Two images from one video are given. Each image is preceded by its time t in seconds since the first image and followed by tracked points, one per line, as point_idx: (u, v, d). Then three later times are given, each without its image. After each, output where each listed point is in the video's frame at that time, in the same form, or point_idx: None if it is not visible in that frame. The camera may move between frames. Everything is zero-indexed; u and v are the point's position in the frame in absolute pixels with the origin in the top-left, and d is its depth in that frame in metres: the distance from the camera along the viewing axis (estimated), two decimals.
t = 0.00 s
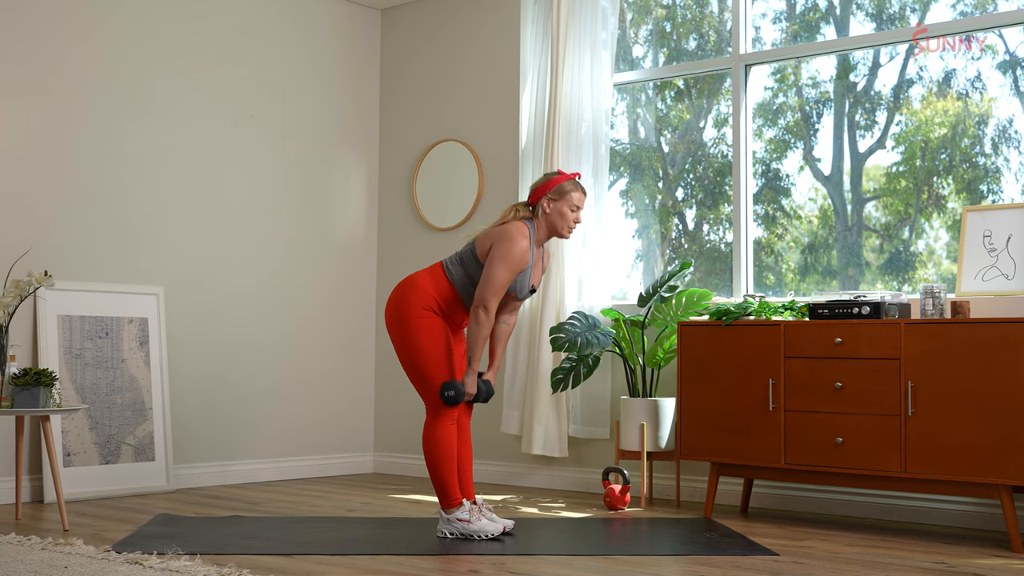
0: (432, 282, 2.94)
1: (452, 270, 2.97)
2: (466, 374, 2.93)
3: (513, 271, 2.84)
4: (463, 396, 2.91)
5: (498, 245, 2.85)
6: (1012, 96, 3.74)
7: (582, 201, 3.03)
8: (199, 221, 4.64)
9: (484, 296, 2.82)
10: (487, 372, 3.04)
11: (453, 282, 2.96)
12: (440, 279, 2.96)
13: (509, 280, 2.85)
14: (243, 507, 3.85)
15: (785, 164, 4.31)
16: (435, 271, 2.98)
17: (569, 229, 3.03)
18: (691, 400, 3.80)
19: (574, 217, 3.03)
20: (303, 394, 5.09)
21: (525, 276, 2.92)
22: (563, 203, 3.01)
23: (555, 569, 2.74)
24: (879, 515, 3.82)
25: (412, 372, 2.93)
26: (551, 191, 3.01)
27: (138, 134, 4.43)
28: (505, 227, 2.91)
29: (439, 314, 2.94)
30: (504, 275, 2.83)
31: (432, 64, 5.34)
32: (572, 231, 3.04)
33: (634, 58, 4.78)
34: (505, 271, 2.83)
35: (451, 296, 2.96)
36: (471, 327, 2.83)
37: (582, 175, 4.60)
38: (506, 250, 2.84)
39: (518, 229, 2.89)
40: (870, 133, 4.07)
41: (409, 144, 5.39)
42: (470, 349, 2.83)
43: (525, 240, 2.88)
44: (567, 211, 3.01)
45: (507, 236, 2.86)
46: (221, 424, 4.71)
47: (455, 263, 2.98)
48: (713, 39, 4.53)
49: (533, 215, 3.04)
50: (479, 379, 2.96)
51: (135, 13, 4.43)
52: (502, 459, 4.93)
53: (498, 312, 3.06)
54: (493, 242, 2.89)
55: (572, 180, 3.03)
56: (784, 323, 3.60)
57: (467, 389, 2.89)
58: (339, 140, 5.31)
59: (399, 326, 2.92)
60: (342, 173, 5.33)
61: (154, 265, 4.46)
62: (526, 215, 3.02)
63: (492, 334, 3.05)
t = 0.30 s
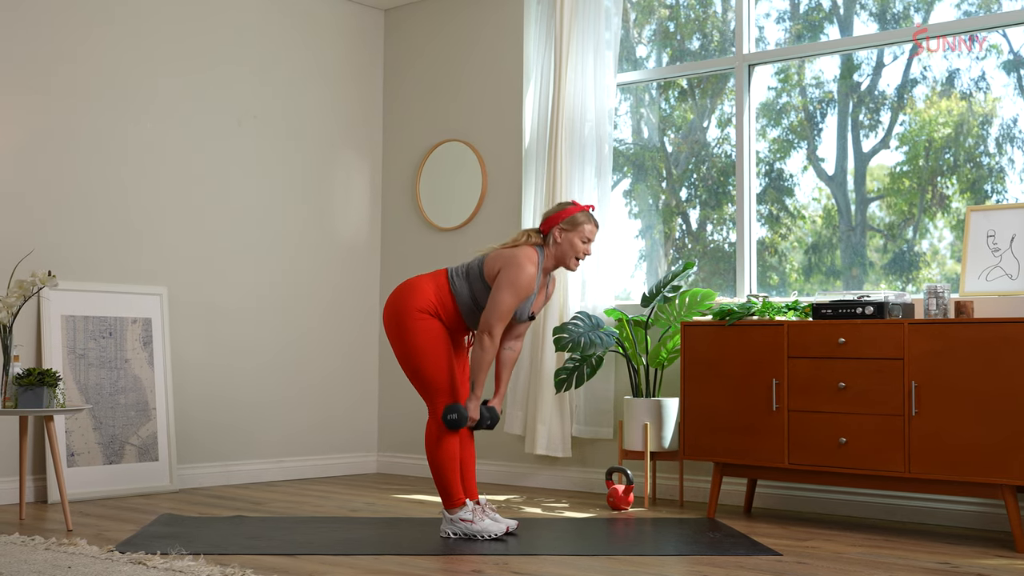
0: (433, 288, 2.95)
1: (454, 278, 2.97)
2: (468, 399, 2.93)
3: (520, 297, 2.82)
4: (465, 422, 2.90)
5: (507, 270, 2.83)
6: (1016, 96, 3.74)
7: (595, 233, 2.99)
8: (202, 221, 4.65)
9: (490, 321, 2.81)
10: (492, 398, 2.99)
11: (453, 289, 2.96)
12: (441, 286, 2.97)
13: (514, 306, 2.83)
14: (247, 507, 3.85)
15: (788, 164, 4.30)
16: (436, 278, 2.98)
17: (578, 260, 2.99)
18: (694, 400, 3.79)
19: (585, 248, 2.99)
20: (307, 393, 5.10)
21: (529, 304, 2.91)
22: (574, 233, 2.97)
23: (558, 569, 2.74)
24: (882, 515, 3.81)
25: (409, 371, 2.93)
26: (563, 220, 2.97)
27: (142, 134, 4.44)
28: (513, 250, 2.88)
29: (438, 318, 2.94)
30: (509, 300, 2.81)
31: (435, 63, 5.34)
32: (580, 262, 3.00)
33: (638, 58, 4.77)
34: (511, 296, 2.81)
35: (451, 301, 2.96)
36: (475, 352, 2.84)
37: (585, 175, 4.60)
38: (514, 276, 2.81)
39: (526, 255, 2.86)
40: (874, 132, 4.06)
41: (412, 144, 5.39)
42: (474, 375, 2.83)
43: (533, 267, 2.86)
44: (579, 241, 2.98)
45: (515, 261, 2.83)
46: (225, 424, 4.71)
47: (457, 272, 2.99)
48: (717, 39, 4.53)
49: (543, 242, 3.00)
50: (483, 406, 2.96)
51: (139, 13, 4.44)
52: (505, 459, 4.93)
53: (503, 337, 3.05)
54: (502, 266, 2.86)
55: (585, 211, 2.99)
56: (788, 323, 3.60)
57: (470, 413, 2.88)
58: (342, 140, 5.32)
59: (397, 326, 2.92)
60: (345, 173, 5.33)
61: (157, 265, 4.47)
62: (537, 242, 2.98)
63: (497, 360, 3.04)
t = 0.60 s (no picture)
0: (435, 292, 2.95)
1: (456, 282, 2.98)
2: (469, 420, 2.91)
3: (523, 319, 2.82)
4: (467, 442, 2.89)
5: (513, 291, 2.83)
6: (1019, 96, 3.73)
7: (604, 262, 2.99)
8: (205, 221, 4.65)
9: (494, 341, 2.81)
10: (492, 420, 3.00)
11: (457, 294, 2.96)
12: (444, 289, 2.97)
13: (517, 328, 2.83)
14: (249, 507, 3.86)
15: (791, 164, 4.30)
16: (438, 282, 2.99)
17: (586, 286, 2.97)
18: (697, 400, 3.79)
19: (593, 276, 2.97)
20: (310, 393, 5.10)
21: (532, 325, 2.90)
22: (584, 260, 2.95)
23: (560, 569, 2.74)
24: (885, 516, 3.81)
25: (413, 371, 2.94)
26: (573, 246, 2.96)
27: (145, 134, 4.45)
28: (521, 272, 2.87)
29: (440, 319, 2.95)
30: (513, 322, 2.81)
31: (438, 63, 5.34)
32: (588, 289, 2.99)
33: (640, 58, 4.77)
34: (514, 317, 2.81)
35: (453, 304, 2.96)
36: (478, 373, 2.83)
37: (588, 175, 4.59)
38: (519, 298, 2.81)
39: (533, 277, 2.85)
40: (877, 132, 4.05)
41: (415, 144, 5.39)
42: (475, 395, 2.84)
43: (540, 290, 2.85)
44: (588, 269, 2.96)
45: (521, 282, 2.83)
46: (228, 424, 4.72)
47: (460, 277, 2.99)
48: (720, 39, 4.52)
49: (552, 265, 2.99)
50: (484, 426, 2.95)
51: (142, 14, 4.45)
52: (508, 459, 4.93)
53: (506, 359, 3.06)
54: (508, 286, 2.86)
55: (596, 240, 2.98)
56: (790, 324, 3.59)
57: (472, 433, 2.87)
58: (345, 140, 5.32)
59: (398, 329, 2.92)
60: (348, 173, 5.33)
61: (160, 265, 4.47)
62: (546, 265, 2.96)
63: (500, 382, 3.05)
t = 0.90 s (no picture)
0: (440, 297, 2.96)
1: (460, 286, 2.99)
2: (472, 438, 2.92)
3: (525, 338, 2.82)
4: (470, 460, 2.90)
5: (516, 308, 2.82)
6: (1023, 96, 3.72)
7: (609, 283, 2.97)
8: (208, 221, 4.66)
9: (496, 361, 2.82)
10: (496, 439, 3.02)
11: (461, 300, 2.97)
12: (447, 292, 2.98)
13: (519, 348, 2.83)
14: (252, 507, 3.86)
15: (794, 164, 4.29)
16: (444, 287, 2.99)
17: (590, 307, 2.96)
18: (700, 401, 3.79)
19: (599, 297, 2.96)
20: (313, 393, 5.10)
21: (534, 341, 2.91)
22: (589, 281, 2.94)
23: (563, 569, 2.74)
24: (887, 516, 3.80)
25: (415, 371, 2.94)
26: (579, 267, 2.94)
27: (148, 134, 4.45)
28: (525, 290, 2.87)
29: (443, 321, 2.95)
30: (514, 341, 2.81)
31: (441, 63, 5.34)
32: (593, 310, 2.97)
33: (643, 58, 4.77)
34: (516, 336, 2.81)
35: (455, 306, 2.97)
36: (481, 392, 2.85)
37: (591, 175, 4.59)
38: (521, 317, 2.81)
39: (536, 297, 2.85)
40: (881, 132, 4.05)
41: (418, 144, 5.39)
42: (479, 414, 2.85)
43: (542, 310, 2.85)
44: (593, 290, 2.95)
45: (523, 302, 2.83)
46: (231, 424, 4.72)
47: (465, 283, 2.99)
48: (723, 39, 4.52)
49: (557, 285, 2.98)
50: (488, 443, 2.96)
51: (145, 14, 4.45)
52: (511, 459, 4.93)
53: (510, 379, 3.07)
54: (511, 303, 2.85)
55: (602, 261, 2.97)
56: (793, 324, 3.59)
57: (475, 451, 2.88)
58: (347, 140, 5.32)
59: (401, 330, 2.93)
60: (351, 173, 5.34)
61: (163, 265, 4.48)
62: (552, 283, 2.95)
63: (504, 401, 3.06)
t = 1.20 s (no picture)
0: (445, 301, 2.96)
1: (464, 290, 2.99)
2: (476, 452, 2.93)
3: (528, 351, 2.83)
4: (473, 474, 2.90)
5: (520, 322, 2.82)
6: None
7: (613, 297, 2.96)
8: (211, 221, 4.66)
9: (500, 375, 2.85)
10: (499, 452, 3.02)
11: (466, 307, 2.97)
12: (451, 295, 2.98)
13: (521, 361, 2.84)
14: (255, 508, 3.86)
15: (797, 164, 4.29)
16: (449, 290, 2.99)
17: (593, 322, 2.96)
18: (702, 401, 3.78)
19: (603, 311, 2.95)
20: (316, 393, 5.11)
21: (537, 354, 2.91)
22: (592, 296, 2.93)
23: (565, 569, 2.74)
24: (889, 517, 3.80)
25: (419, 372, 2.94)
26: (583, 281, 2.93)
27: (151, 135, 4.46)
28: (529, 303, 2.86)
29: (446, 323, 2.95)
30: (517, 355, 2.82)
31: (444, 63, 5.34)
32: (596, 324, 2.97)
33: (646, 58, 4.76)
34: (519, 351, 2.82)
35: (459, 310, 2.97)
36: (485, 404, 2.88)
37: (594, 175, 4.59)
38: (523, 331, 2.81)
39: (540, 311, 2.85)
40: (884, 132, 4.04)
41: (421, 144, 5.39)
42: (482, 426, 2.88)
43: (545, 324, 2.85)
44: (597, 304, 2.94)
45: (527, 316, 2.83)
46: (233, 423, 4.73)
47: (471, 290, 2.99)
48: (726, 39, 4.52)
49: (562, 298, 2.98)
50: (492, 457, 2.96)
51: (148, 15, 4.46)
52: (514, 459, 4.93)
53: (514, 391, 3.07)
54: (515, 316, 2.86)
55: (606, 275, 2.96)
56: (796, 324, 3.58)
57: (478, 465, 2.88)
58: (350, 140, 5.32)
59: (405, 331, 2.93)
60: (354, 173, 5.34)
61: (167, 265, 4.48)
62: (557, 297, 2.95)
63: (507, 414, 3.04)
